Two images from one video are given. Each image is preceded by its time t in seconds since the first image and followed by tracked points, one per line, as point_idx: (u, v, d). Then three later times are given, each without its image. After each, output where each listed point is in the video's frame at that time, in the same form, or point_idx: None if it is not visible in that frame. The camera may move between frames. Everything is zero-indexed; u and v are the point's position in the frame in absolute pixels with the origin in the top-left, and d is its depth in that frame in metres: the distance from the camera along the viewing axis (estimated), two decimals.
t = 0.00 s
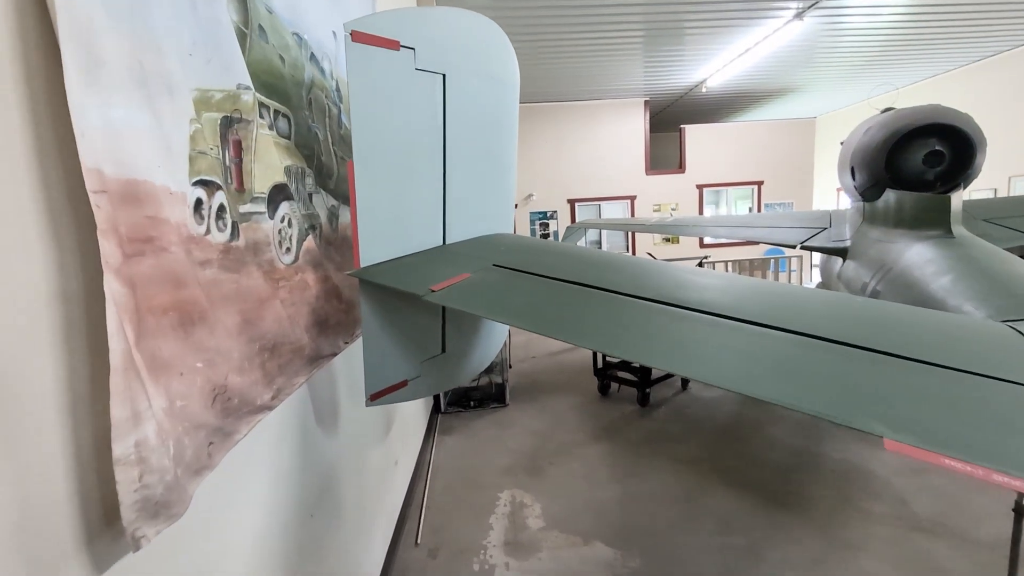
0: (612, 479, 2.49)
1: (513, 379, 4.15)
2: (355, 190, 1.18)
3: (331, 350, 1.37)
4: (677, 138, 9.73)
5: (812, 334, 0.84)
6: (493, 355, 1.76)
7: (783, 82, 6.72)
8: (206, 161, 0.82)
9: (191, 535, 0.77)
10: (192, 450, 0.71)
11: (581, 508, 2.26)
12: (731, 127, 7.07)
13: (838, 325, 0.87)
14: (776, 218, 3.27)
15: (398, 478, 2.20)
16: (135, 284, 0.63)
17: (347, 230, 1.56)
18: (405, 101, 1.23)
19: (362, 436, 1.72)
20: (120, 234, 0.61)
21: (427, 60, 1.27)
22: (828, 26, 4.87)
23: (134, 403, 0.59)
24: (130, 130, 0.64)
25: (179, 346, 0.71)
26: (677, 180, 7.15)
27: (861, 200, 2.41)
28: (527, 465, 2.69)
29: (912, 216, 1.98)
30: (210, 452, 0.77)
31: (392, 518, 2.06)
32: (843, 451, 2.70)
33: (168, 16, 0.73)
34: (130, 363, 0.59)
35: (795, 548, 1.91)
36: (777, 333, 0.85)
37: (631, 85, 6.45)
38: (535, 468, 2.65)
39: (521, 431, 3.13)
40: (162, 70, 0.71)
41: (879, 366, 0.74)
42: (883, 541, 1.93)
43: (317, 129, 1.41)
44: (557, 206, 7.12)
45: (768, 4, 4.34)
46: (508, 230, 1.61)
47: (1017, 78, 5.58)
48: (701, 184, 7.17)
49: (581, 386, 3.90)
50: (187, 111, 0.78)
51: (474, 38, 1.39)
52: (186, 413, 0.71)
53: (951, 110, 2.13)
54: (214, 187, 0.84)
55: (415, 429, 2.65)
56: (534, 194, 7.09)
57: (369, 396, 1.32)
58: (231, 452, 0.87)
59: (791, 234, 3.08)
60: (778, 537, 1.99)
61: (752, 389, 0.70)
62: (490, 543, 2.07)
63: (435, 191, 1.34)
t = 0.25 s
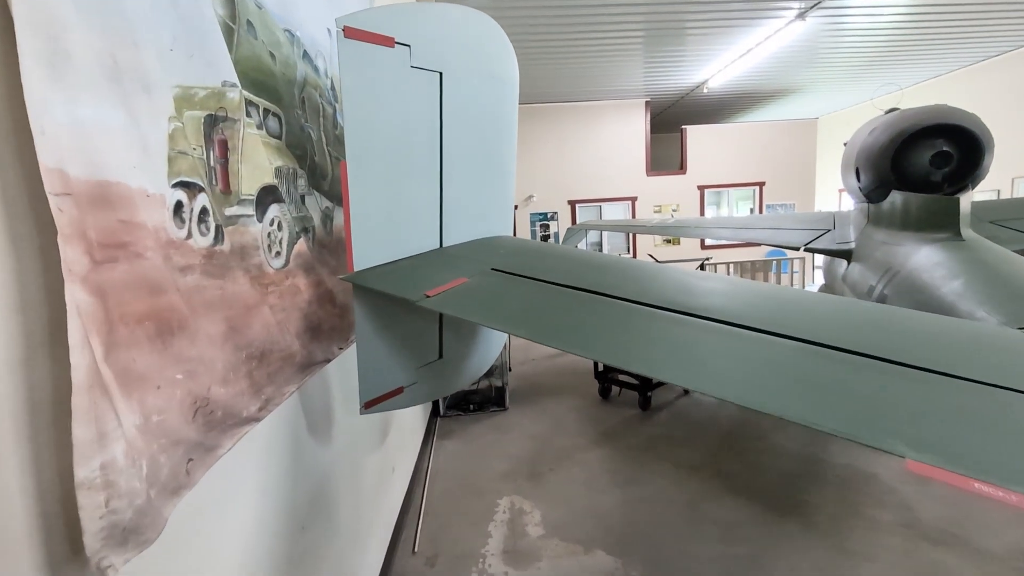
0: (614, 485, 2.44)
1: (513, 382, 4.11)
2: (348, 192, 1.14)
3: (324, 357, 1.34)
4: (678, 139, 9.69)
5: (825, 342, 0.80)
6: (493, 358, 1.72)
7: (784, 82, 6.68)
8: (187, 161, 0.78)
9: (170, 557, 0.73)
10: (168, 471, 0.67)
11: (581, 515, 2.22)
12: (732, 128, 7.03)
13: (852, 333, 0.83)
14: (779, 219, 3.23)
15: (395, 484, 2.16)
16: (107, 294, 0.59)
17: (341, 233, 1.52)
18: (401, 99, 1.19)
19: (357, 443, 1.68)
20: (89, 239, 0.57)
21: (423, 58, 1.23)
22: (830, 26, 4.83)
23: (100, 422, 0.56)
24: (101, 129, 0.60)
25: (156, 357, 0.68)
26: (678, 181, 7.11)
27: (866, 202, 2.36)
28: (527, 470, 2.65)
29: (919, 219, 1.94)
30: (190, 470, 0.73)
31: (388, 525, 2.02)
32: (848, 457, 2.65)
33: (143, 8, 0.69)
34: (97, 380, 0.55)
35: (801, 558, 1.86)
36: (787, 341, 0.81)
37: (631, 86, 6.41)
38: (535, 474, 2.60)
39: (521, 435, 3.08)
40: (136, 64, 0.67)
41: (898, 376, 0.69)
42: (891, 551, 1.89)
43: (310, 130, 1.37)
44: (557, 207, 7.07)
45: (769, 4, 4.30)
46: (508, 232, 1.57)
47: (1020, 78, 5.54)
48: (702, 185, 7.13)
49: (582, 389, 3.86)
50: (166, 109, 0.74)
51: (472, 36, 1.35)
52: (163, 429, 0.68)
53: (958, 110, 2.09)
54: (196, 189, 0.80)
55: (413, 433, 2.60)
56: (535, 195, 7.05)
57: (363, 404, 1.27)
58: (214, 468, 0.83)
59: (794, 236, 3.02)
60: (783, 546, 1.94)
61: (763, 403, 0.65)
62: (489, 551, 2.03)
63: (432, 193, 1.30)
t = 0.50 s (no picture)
0: (615, 492, 2.42)
1: (514, 386, 4.08)
2: (345, 199, 1.11)
3: (321, 365, 1.31)
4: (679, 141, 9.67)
5: (836, 356, 0.78)
6: (494, 365, 1.69)
7: (786, 85, 6.66)
8: (177, 169, 0.76)
9: None
10: (151, 497, 0.66)
11: (583, 524, 2.19)
12: (733, 130, 7.00)
13: (863, 346, 0.80)
14: (782, 222, 3.20)
15: (394, 492, 2.13)
16: (88, 311, 0.57)
17: (339, 238, 1.50)
18: (400, 104, 1.17)
19: (355, 452, 1.65)
20: (69, 254, 0.54)
21: (422, 61, 1.21)
22: (831, 29, 4.81)
23: (79, 447, 0.54)
24: (83, 137, 0.58)
25: (142, 374, 0.66)
26: (679, 184, 7.09)
27: (870, 206, 2.33)
28: (528, 477, 2.62)
29: (925, 223, 1.91)
30: (176, 490, 0.72)
31: (387, 534, 1.99)
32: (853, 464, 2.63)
33: (131, 11, 0.67)
34: (76, 403, 0.54)
35: (806, 569, 1.84)
36: (797, 354, 0.79)
37: (632, 88, 6.39)
38: (535, 480, 2.58)
39: (522, 441, 3.05)
40: (122, 69, 0.65)
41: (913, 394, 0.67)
42: (898, 562, 1.86)
43: (308, 134, 1.34)
44: (558, 210, 7.05)
45: (771, 6, 4.28)
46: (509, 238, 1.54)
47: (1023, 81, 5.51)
48: (704, 187, 7.11)
49: (583, 393, 3.83)
50: (155, 115, 0.72)
51: (473, 39, 1.33)
52: (149, 449, 0.66)
53: (963, 113, 2.07)
54: (186, 198, 0.78)
55: (413, 440, 2.58)
56: (536, 197, 7.02)
57: (361, 414, 1.25)
58: (205, 485, 0.81)
59: (797, 240, 2.98)
60: (788, 557, 1.91)
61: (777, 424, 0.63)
62: (489, 560, 2.01)
63: (431, 200, 1.28)
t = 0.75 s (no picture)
0: (616, 498, 2.40)
1: (512, 390, 4.05)
2: (342, 205, 1.09)
3: (316, 374, 1.29)
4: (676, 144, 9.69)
5: (845, 365, 0.76)
6: (494, 370, 1.67)
7: (783, 87, 6.68)
8: (167, 176, 0.74)
9: None
10: (137, 518, 0.64)
11: (584, 531, 2.16)
12: (731, 133, 7.02)
13: (874, 355, 0.78)
14: (781, 225, 3.20)
15: (392, 499, 2.10)
16: (72, 324, 0.55)
17: (335, 243, 1.48)
18: (399, 109, 1.16)
19: (352, 460, 1.63)
20: (51, 265, 0.52)
21: (421, 65, 1.19)
22: (828, 32, 4.82)
23: (61, 470, 0.52)
24: (69, 143, 0.56)
25: (130, 389, 0.64)
26: (677, 186, 7.09)
27: (870, 209, 2.32)
28: (527, 482, 2.59)
29: (926, 226, 1.89)
30: (165, 507, 0.70)
31: (385, 543, 1.96)
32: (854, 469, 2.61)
33: (119, 13, 0.65)
34: (58, 422, 0.52)
35: None
36: (805, 364, 0.77)
37: (630, 91, 6.40)
38: (535, 486, 2.55)
39: (521, 446, 3.03)
40: (110, 72, 0.63)
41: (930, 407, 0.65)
42: (903, 570, 1.84)
43: (303, 138, 1.32)
44: (556, 212, 7.04)
45: (769, 9, 4.29)
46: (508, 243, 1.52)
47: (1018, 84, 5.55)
48: (702, 190, 7.11)
49: (582, 397, 3.81)
50: (145, 120, 0.70)
51: (473, 43, 1.31)
52: (137, 467, 0.64)
53: (963, 117, 2.06)
54: (177, 205, 0.76)
55: (411, 446, 2.55)
56: (534, 200, 7.01)
57: (358, 423, 1.22)
58: (197, 501, 0.79)
59: (797, 243, 2.97)
60: (792, 565, 1.89)
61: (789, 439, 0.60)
62: (489, 569, 1.98)
63: (429, 205, 1.26)
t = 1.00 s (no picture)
0: (609, 502, 2.39)
1: (504, 394, 4.03)
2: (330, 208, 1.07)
3: (303, 381, 1.27)
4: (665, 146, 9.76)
5: (840, 370, 0.76)
6: (486, 375, 1.65)
7: (770, 91, 6.76)
8: (146, 179, 0.72)
9: None
10: (113, 537, 0.61)
11: (577, 537, 2.14)
12: (720, 136, 7.08)
13: (869, 359, 0.78)
14: (770, 227, 3.22)
15: (383, 506, 2.07)
16: (43, 335, 0.53)
17: (323, 247, 1.45)
18: (388, 111, 1.14)
19: (341, 467, 1.59)
20: (18, 273, 0.50)
21: (410, 66, 1.17)
22: (813, 36, 4.89)
23: (28, 490, 0.50)
24: (40, 146, 0.54)
25: (107, 402, 0.61)
26: (667, 189, 7.13)
27: (858, 211, 2.35)
28: (519, 487, 2.58)
29: (914, 229, 1.91)
30: (145, 523, 0.67)
31: (375, 551, 1.93)
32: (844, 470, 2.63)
33: (96, 11, 0.63)
34: (24, 439, 0.50)
35: None
36: (801, 369, 0.76)
37: (620, 94, 6.43)
38: (527, 491, 2.54)
39: (513, 450, 3.01)
40: (86, 72, 0.60)
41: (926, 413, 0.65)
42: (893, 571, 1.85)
43: (290, 140, 1.30)
44: (547, 214, 7.04)
45: (757, 14, 4.33)
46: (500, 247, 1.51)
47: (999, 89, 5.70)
48: (691, 192, 7.16)
49: (574, 400, 3.81)
50: (123, 122, 0.67)
51: (463, 44, 1.30)
52: (113, 484, 0.62)
53: (949, 120, 2.09)
54: (157, 210, 0.74)
55: (401, 452, 2.52)
56: (524, 202, 7.00)
57: (347, 430, 1.19)
58: (178, 515, 0.76)
59: (785, 245, 2.99)
60: (784, 567, 1.89)
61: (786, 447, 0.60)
62: None
63: (419, 208, 1.24)
